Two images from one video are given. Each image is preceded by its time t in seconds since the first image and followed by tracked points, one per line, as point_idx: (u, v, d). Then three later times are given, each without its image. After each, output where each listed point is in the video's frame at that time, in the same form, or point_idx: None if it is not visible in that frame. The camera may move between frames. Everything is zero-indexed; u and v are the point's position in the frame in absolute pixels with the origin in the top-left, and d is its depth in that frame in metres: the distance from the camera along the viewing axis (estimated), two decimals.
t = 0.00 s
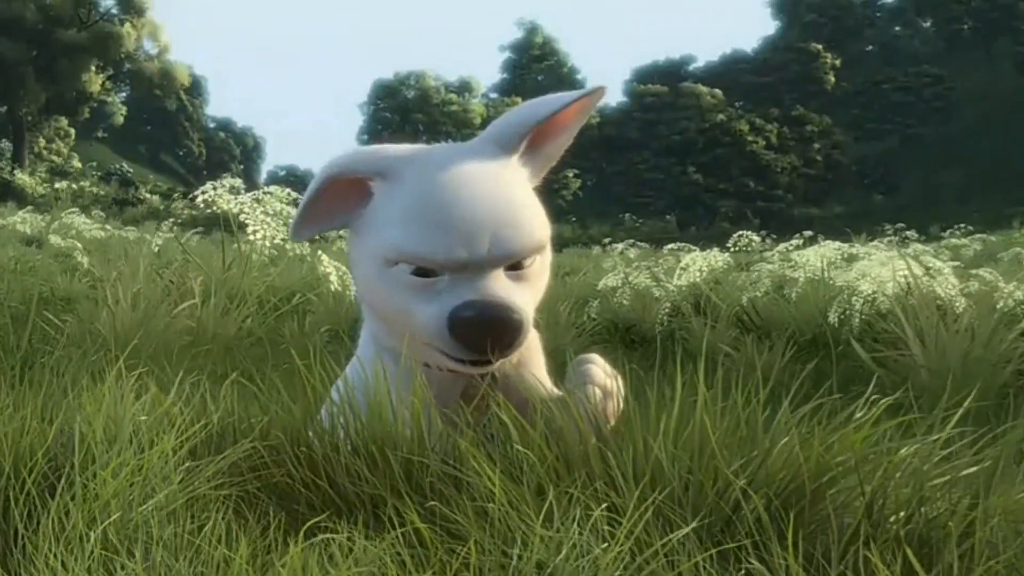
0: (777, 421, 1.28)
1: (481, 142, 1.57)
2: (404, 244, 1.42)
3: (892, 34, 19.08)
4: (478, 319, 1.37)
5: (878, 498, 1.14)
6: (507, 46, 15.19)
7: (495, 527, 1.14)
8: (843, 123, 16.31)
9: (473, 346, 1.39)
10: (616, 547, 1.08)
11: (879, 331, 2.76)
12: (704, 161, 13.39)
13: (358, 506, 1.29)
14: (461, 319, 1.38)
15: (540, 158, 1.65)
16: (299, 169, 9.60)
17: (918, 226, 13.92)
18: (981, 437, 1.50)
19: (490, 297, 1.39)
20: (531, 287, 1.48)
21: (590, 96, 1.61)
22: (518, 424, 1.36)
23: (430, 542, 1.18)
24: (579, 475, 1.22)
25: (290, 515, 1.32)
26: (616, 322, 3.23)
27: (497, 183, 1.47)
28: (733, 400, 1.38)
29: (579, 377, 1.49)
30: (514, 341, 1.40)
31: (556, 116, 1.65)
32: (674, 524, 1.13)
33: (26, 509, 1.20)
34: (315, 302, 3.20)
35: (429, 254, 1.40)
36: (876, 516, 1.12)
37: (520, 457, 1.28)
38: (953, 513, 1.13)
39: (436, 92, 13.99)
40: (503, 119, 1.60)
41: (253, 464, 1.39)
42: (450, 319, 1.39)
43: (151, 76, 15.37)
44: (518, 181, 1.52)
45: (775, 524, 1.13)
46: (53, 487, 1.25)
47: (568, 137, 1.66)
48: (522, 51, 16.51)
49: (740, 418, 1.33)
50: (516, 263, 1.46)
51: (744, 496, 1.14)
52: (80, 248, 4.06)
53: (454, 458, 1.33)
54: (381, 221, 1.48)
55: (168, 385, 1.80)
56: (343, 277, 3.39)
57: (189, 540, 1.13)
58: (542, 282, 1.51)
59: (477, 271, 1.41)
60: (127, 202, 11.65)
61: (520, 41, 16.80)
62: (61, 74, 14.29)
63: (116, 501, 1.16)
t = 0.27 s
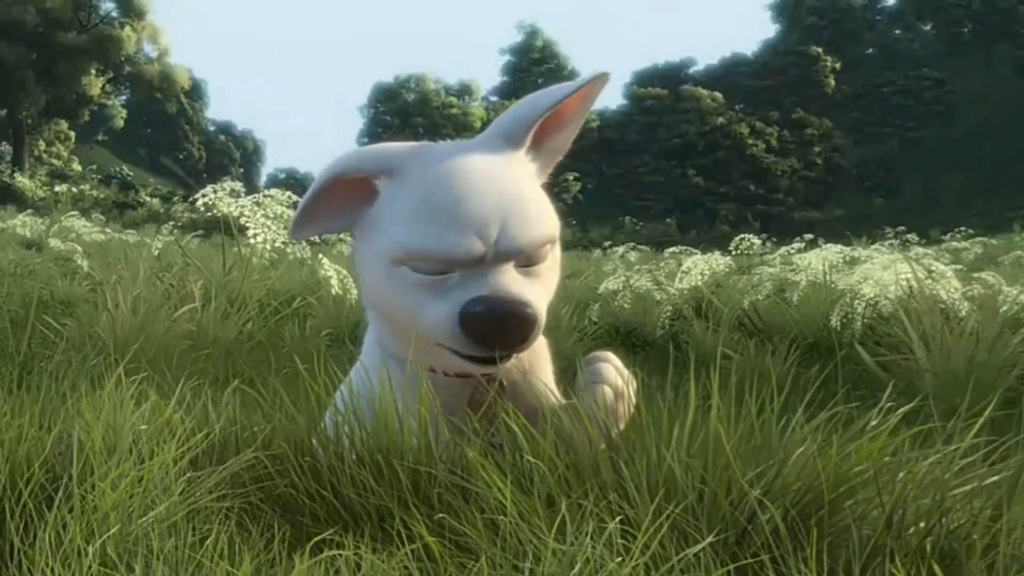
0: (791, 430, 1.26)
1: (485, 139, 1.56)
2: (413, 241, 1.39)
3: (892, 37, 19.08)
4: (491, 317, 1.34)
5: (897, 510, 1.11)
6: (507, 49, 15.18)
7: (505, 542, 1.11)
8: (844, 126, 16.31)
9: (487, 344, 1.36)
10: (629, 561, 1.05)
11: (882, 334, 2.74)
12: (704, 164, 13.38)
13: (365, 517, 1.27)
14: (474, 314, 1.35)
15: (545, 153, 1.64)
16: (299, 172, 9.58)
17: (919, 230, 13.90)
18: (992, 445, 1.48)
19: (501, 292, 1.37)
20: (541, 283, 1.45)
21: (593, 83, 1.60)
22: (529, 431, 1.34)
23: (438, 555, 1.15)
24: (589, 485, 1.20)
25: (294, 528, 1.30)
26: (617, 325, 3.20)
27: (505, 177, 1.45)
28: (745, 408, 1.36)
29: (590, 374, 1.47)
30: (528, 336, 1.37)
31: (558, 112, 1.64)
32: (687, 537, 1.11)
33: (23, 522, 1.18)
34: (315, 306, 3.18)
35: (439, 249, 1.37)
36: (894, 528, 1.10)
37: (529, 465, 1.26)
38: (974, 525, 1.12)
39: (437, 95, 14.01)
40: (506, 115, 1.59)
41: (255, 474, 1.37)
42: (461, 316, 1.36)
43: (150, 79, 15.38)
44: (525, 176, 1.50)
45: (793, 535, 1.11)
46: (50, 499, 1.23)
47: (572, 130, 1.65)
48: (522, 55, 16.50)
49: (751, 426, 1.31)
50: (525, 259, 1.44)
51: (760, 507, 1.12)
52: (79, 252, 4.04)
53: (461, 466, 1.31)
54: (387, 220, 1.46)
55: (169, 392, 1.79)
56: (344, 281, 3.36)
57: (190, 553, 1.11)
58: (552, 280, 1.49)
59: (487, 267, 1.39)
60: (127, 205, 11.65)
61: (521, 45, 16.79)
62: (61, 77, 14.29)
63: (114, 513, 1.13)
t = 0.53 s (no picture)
0: (805, 440, 1.24)
1: (493, 137, 1.54)
2: (421, 238, 1.37)
3: (892, 40, 19.07)
4: (498, 317, 1.32)
5: (918, 520, 1.09)
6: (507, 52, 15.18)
7: (516, 555, 1.10)
8: (844, 129, 16.30)
9: (494, 347, 1.34)
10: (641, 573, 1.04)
11: (884, 337, 2.73)
12: (704, 167, 13.37)
13: (371, 530, 1.26)
14: (482, 316, 1.33)
15: (554, 150, 1.63)
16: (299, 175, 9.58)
17: (920, 233, 13.90)
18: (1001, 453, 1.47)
19: (511, 291, 1.35)
20: (549, 284, 1.44)
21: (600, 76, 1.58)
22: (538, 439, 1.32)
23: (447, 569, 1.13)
24: (601, 495, 1.19)
25: (299, 539, 1.28)
26: (619, 328, 3.19)
27: (514, 174, 1.44)
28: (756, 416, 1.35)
29: (599, 375, 1.46)
30: (538, 338, 1.35)
31: (565, 107, 1.63)
32: (701, 547, 1.10)
33: (21, 533, 1.16)
34: (315, 310, 3.17)
35: (448, 247, 1.35)
36: (916, 539, 1.07)
37: (540, 475, 1.24)
38: (996, 536, 1.10)
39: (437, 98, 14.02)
40: (514, 111, 1.58)
41: (258, 484, 1.35)
42: (470, 316, 1.34)
43: (151, 82, 15.36)
44: (534, 172, 1.49)
45: (811, 546, 1.10)
46: (47, 511, 1.21)
47: (580, 126, 1.64)
48: (522, 57, 16.48)
49: (765, 435, 1.30)
50: (534, 259, 1.42)
51: (777, 517, 1.10)
52: (80, 255, 4.02)
53: (469, 475, 1.30)
54: (394, 218, 1.44)
55: (170, 399, 1.77)
56: (344, 284, 3.35)
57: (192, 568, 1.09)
58: (561, 282, 1.47)
59: (497, 266, 1.37)
60: (128, 208, 11.63)
61: (521, 47, 16.78)
62: (61, 81, 14.27)
63: (113, 526, 1.11)
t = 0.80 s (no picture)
0: (820, 449, 1.22)
1: (504, 141, 1.53)
2: (434, 251, 1.35)
3: (892, 43, 19.06)
4: (514, 340, 1.30)
5: (937, 533, 1.07)
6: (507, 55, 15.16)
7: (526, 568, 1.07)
8: (844, 132, 16.29)
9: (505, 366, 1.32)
10: None
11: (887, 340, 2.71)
12: (705, 170, 13.35)
13: (377, 541, 1.24)
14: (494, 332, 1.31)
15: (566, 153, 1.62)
16: (299, 178, 9.56)
17: (920, 237, 13.87)
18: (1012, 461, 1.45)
19: (524, 305, 1.33)
20: (562, 292, 1.42)
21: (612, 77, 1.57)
22: (549, 449, 1.30)
23: None
24: (613, 504, 1.17)
25: (303, 553, 1.26)
26: (621, 332, 3.16)
27: (527, 182, 1.42)
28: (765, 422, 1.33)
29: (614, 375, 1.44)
30: (555, 356, 1.32)
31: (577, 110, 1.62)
32: (717, 561, 1.07)
33: (20, 546, 1.14)
34: (316, 314, 3.15)
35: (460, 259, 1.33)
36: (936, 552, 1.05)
37: (550, 485, 1.22)
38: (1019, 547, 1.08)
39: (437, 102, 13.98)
40: (526, 117, 1.56)
41: (261, 493, 1.34)
42: (482, 332, 1.33)
43: (151, 85, 15.34)
44: (547, 183, 1.47)
45: (828, 558, 1.08)
46: (45, 523, 1.19)
47: (591, 129, 1.63)
48: (523, 61, 16.47)
49: (778, 443, 1.28)
50: (546, 269, 1.40)
51: (792, 526, 1.08)
52: (79, 258, 4.00)
53: (477, 486, 1.28)
54: (405, 228, 1.42)
55: (171, 406, 1.76)
56: (345, 287, 3.34)
57: None
58: (575, 290, 1.45)
59: (510, 280, 1.35)
60: (128, 212, 11.61)
61: (521, 51, 16.76)
62: (61, 84, 14.25)
63: (113, 539, 1.09)
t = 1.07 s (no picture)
0: (839, 459, 1.16)
1: (514, 145, 1.45)
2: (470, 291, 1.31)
3: (891, 47, 19.06)
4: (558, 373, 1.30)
5: (963, 545, 1.02)
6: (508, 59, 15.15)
7: None
8: (844, 135, 16.28)
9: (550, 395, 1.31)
10: None
11: (890, 344, 2.66)
12: (705, 174, 13.32)
13: (383, 555, 1.19)
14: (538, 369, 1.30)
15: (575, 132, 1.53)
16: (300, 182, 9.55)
17: (920, 240, 13.85)
18: None
19: (564, 338, 1.32)
20: (587, 300, 1.41)
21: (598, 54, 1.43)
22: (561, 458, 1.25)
23: None
24: (626, 516, 1.09)
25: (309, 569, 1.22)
26: (622, 335, 3.14)
27: (555, 200, 1.37)
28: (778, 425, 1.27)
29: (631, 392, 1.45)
30: (592, 384, 1.32)
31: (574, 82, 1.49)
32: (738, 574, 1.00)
33: (14, 558, 1.12)
34: (317, 318, 3.13)
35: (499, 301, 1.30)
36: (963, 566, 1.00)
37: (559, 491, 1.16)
38: None
39: (438, 105, 13.79)
40: (535, 108, 1.45)
41: (262, 502, 1.30)
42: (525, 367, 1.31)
43: (151, 89, 15.34)
44: (569, 189, 1.41)
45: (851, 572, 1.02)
46: (42, 535, 1.17)
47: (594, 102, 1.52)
48: (523, 64, 16.46)
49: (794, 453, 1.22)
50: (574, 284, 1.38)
51: (812, 536, 1.02)
52: (79, 262, 3.98)
53: (487, 496, 1.23)
54: (431, 256, 1.36)
55: (174, 413, 1.74)
56: (347, 291, 3.32)
57: None
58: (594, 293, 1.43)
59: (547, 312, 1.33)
60: (128, 215, 11.60)
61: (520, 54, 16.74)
62: (62, 87, 14.24)
63: (110, 551, 1.05)
